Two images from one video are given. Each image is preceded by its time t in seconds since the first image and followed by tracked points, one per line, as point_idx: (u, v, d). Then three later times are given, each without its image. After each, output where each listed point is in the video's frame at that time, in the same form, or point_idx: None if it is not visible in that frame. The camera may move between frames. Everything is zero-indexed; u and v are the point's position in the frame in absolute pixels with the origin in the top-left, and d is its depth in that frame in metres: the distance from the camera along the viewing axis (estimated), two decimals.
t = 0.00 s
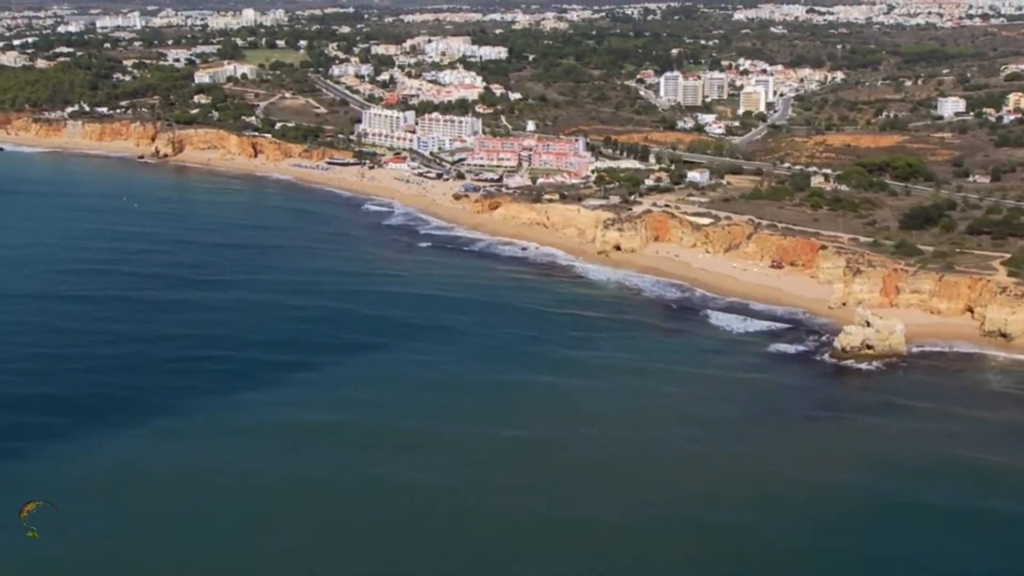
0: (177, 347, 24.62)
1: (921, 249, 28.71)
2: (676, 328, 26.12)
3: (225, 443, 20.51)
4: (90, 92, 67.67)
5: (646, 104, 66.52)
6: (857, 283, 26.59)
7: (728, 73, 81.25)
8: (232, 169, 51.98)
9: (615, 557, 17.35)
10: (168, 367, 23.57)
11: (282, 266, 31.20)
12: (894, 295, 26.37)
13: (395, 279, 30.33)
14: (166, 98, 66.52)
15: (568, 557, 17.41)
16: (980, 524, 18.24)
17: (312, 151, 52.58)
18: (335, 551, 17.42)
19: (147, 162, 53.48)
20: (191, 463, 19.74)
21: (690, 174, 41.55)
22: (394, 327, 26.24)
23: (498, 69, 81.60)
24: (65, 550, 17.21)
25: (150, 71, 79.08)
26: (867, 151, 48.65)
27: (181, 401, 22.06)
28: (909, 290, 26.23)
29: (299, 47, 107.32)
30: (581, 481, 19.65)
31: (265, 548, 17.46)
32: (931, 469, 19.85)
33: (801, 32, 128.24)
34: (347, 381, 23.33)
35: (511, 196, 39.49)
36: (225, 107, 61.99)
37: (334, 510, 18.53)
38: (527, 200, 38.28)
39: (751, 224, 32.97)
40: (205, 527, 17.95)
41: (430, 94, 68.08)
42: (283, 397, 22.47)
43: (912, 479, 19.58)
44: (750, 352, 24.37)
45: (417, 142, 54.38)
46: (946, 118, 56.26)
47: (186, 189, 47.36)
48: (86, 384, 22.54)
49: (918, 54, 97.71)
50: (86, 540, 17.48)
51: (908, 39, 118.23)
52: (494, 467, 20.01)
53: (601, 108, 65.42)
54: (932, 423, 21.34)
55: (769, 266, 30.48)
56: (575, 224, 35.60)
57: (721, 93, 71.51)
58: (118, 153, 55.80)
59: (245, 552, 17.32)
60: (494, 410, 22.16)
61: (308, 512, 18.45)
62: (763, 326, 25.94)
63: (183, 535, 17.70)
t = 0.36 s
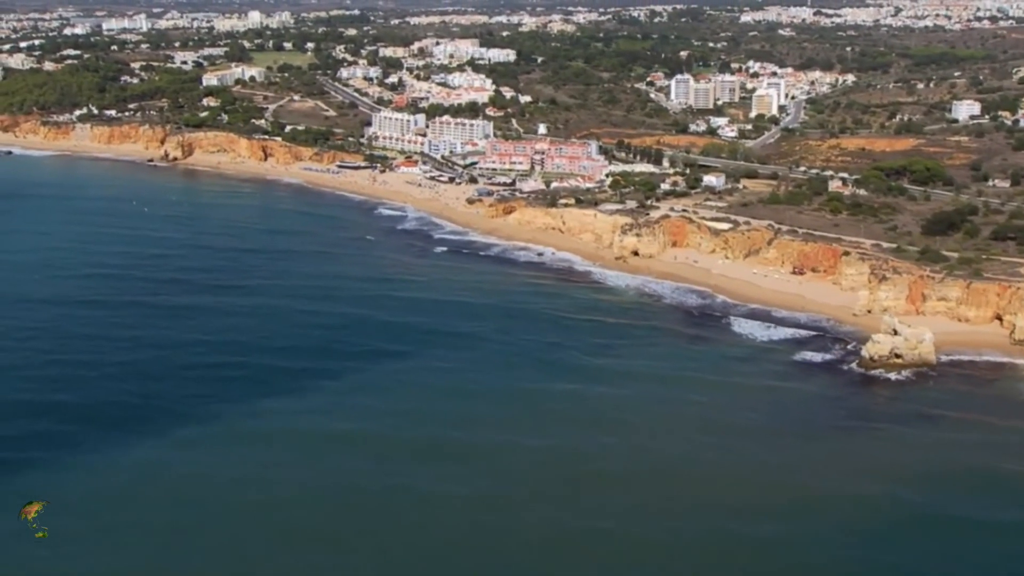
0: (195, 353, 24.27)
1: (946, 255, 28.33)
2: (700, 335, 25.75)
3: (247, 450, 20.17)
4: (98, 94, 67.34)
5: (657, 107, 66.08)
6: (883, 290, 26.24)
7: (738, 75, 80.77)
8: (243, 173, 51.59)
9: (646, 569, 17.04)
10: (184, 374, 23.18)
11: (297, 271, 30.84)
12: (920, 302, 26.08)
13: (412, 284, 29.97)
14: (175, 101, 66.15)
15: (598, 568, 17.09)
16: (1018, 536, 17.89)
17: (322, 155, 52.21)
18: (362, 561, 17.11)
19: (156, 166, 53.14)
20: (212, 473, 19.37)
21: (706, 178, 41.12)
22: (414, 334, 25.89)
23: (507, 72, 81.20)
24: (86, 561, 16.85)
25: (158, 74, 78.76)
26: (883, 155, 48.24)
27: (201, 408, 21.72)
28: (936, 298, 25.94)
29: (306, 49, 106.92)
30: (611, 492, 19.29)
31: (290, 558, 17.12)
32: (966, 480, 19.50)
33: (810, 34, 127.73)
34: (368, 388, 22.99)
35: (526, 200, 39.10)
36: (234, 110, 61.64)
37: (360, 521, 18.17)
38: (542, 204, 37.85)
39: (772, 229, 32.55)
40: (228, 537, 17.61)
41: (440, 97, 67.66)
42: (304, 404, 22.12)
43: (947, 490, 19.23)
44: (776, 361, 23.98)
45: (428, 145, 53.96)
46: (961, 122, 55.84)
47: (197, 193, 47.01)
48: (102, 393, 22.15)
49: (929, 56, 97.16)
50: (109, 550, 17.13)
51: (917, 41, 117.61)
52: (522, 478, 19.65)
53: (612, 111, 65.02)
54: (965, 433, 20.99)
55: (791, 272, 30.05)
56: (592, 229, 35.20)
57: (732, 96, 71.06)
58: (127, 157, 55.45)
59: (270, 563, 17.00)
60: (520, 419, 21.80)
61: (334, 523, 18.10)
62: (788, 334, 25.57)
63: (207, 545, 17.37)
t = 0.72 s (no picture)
0: (213, 360, 23.93)
1: (972, 262, 28.00)
2: (725, 343, 25.39)
3: (270, 459, 19.87)
4: (106, 97, 67.01)
5: (669, 110, 65.64)
6: (910, 298, 25.89)
7: (748, 78, 80.28)
8: (252, 177, 51.22)
9: None
10: (204, 381, 22.83)
11: (313, 276, 30.48)
12: (947, 310, 25.72)
13: (430, 290, 29.62)
14: (183, 104, 65.81)
15: None
16: None
17: (333, 158, 51.85)
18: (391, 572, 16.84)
19: (166, 169, 52.80)
20: (236, 483, 19.03)
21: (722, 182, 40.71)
22: (435, 340, 25.57)
23: (516, 75, 80.82)
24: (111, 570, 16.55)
25: (166, 77, 78.41)
26: (899, 159, 47.84)
27: (222, 415, 21.40)
28: (964, 306, 25.59)
29: (313, 52, 106.57)
30: (646, 504, 18.95)
31: (318, 568, 16.85)
32: (1001, 495, 19.21)
33: (818, 37, 127.20)
34: (391, 395, 22.66)
35: (541, 205, 38.70)
36: (243, 114, 61.28)
37: (390, 532, 17.82)
38: (558, 209, 37.43)
39: (792, 235, 32.14)
40: (255, 547, 17.33)
41: (450, 100, 67.28)
42: (326, 412, 21.80)
43: (983, 504, 18.94)
44: (803, 370, 23.66)
45: (439, 149, 53.50)
46: (976, 125, 55.41)
47: (207, 197, 46.66)
48: (120, 400, 21.78)
49: (939, 59, 96.66)
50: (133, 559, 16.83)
51: (926, 44, 117.07)
52: (554, 489, 19.31)
53: (623, 114, 64.64)
54: (998, 446, 20.69)
55: (813, 279, 29.65)
56: (609, 234, 34.80)
57: (744, 99, 70.61)
58: (136, 160, 55.11)
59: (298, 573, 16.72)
60: (549, 428, 21.48)
61: (365, 534, 17.75)
62: (815, 341, 25.20)
63: (233, 555, 17.08)
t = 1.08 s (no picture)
0: (231, 367, 23.61)
1: (998, 269, 27.66)
2: (750, 351, 25.05)
3: (294, 469, 19.58)
4: (114, 100, 66.67)
5: (680, 113, 65.23)
6: (937, 305, 25.56)
7: (759, 81, 79.86)
8: (262, 181, 50.88)
9: None
10: (223, 388, 22.52)
11: (329, 281, 30.12)
12: (975, 318, 25.39)
13: (448, 295, 29.27)
14: (192, 107, 65.45)
15: None
16: None
17: (343, 162, 51.48)
18: None
19: (175, 173, 52.48)
20: (259, 494, 18.75)
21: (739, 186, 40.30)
22: (457, 347, 25.27)
23: (525, 77, 80.45)
24: None
25: (173, 80, 78.05)
26: (915, 163, 47.46)
27: (243, 423, 21.10)
28: (992, 314, 25.26)
29: (320, 54, 106.21)
30: (676, 515, 18.68)
31: None
32: None
33: (827, 40, 126.79)
34: (413, 404, 22.35)
35: (556, 209, 38.30)
36: (252, 116, 60.92)
37: (418, 546, 17.56)
38: (574, 214, 37.04)
39: (813, 240, 31.73)
40: (281, 560, 17.05)
41: (460, 103, 66.91)
42: (349, 420, 21.48)
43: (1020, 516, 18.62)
44: (831, 380, 23.33)
45: (451, 152, 53.09)
46: (991, 128, 54.98)
47: (217, 201, 46.31)
48: (139, 408, 21.47)
49: (949, 62, 96.22)
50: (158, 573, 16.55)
51: (935, 47, 116.51)
52: (583, 501, 19.05)
53: (634, 117, 64.25)
54: None
55: (835, 285, 29.25)
56: (626, 239, 34.40)
57: (755, 102, 70.18)
58: (145, 164, 54.78)
59: None
60: (576, 437, 21.22)
61: (392, 548, 17.49)
62: (841, 350, 24.84)
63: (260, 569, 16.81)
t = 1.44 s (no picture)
0: (252, 375, 23.20)
1: None
2: (779, 361, 24.61)
3: (321, 480, 19.19)
4: (123, 104, 66.30)
5: (693, 117, 64.75)
6: (969, 315, 25.14)
7: (771, 84, 79.36)
8: (274, 185, 50.49)
9: None
10: (246, 396, 22.12)
11: (347, 288, 29.70)
12: (1009, 327, 24.98)
13: (469, 302, 28.85)
14: (202, 111, 65.07)
15: None
16: None
17: (356, 166, 51.07)
18: None
19: (186, 177, 52.09)
20: (286, 506, 18.35)
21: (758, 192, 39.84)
22: (482, 355, 24.86)
23: (536, 81, 80.02)
24: None
25: (183, 83, 77.70)
26: (934, 168, 47.00)
27: (267, 433, 20.69)
28: None
29: (328, 58, 105.85)
30: (712, 529, 18.36)
31: None
32: None
33: (837, 43, 126.30)
34: (440, 413, 21.95)
35: (573, 215, 37.85)
36: (263, 120, 60.55)
37: (446, 562, 17.20)
38: (593, 219, 36.59)
39: (837, 247, 31.25)
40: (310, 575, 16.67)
41: (472, 106, 66.51)
42: (375, 431, 21.07)
43: None
44: (863, 392, 22.91)
45: (464, 157, 52.68)
46: (1010, 133, 54.48)
47: (230, 205, 45.91)
48: (160, 417, 21.07)
49: (961, 65, 95.69)
50: None
51: (945, 50, 115.77)
52: (615, 514, 18.71)
53: (647, 121, 63.80)
54: None
55: (861, 293, 28.79)
56: (646, 245, 33.94)
57: (769, 106, 69.71)
58: (156, 168, 54.40)
59: None
60: (607, 447, 20.88)
61: (424, 564, 17.14)
62: (872, 360, 24.41)
63: None
